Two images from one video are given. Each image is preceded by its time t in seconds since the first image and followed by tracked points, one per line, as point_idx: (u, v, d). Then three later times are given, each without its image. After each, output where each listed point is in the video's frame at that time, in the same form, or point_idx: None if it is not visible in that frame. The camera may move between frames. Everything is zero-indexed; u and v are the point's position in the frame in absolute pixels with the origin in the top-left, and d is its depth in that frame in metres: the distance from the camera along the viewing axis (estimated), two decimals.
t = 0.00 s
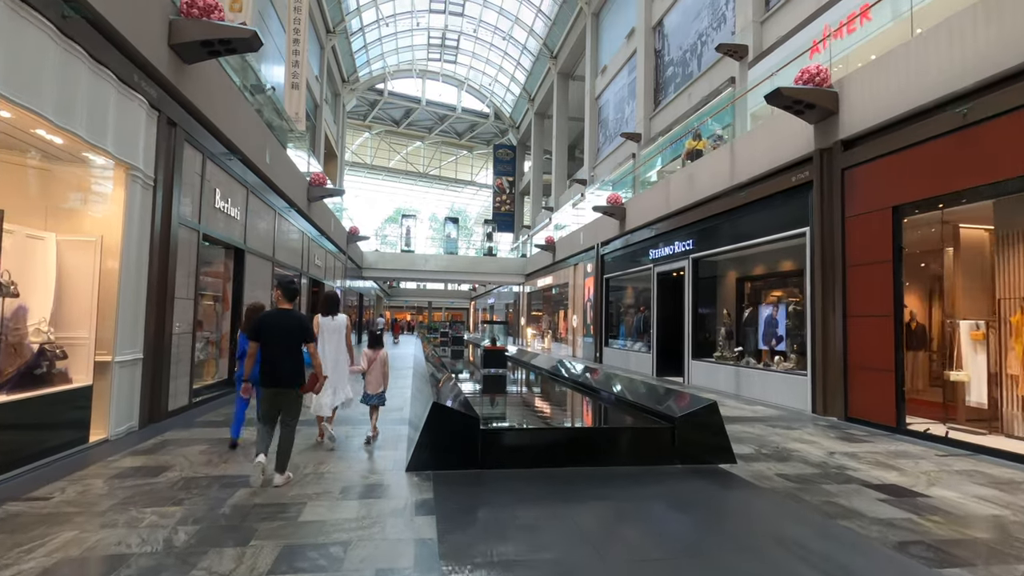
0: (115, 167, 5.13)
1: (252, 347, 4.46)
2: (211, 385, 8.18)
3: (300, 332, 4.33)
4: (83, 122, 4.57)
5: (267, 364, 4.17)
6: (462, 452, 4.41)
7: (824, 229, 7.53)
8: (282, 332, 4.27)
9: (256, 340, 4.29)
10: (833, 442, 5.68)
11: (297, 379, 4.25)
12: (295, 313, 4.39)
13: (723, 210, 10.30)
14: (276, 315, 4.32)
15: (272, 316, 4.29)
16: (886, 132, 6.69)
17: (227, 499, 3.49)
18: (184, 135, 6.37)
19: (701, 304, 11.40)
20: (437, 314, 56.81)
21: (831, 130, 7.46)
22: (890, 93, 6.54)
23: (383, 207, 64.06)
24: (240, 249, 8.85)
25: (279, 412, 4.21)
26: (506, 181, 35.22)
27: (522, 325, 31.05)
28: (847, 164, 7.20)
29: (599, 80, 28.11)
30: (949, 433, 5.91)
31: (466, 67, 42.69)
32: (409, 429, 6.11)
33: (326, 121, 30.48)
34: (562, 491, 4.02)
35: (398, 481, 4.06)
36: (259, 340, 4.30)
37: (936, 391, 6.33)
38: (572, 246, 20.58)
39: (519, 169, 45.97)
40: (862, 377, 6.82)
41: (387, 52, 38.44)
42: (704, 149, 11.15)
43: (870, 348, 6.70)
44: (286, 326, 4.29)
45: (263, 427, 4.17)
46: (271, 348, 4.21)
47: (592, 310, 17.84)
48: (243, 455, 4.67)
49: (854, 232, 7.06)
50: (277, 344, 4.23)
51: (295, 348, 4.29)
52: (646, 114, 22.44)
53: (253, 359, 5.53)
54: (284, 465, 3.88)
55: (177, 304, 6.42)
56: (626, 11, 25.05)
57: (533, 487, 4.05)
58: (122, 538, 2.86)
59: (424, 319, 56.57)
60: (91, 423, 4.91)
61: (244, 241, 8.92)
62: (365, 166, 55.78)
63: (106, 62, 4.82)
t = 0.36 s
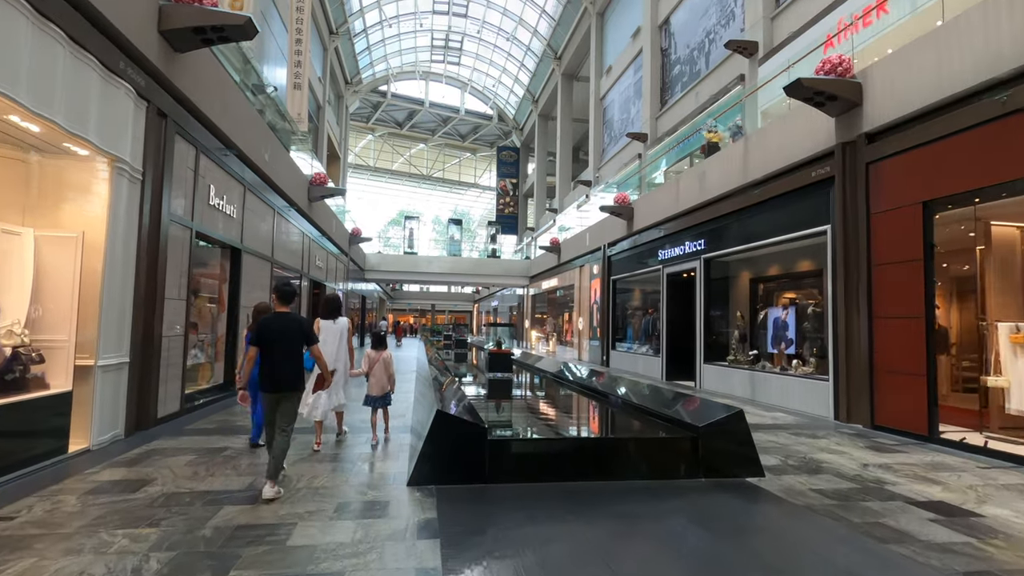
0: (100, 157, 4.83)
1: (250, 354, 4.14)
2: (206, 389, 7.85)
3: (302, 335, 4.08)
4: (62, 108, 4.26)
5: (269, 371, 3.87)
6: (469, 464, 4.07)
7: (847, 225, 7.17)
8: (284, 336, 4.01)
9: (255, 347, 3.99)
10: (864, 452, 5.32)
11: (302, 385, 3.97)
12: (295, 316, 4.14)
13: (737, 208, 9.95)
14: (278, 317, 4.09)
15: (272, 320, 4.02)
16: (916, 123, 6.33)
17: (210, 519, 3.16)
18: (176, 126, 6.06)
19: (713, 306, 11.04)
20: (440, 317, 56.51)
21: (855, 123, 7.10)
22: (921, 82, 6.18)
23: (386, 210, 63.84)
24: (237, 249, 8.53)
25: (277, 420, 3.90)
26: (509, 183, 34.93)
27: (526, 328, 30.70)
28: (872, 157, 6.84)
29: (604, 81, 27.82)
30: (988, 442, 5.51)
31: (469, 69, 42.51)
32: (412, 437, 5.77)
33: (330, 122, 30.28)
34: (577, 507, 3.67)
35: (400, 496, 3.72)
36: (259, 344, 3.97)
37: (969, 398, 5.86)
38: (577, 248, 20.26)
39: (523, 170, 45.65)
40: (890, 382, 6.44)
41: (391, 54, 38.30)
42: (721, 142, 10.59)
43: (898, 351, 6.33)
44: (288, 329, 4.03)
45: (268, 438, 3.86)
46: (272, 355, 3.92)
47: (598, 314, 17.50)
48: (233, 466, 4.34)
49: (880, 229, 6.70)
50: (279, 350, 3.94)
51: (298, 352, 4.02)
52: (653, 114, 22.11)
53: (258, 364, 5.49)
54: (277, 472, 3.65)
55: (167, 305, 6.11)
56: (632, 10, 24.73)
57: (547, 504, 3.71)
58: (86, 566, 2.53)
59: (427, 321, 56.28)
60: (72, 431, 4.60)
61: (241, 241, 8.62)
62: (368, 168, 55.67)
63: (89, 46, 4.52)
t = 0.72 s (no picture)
0: (78, 150, 4.53)
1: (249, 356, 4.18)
2: (198, 396, 7.52)
3: (296, 337, 4.05)
4: (34, 97, 3.95)
5: (265, 372, 3.91)
6: (474, 481, 3.75)
7: (870, 223, 6.83)
8: (278, 338, 3.99)
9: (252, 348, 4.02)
10: (895, 464, 4.98)
11: (298, 386, 3.98)
12: (290, 317, 4.11)
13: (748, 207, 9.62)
14: (273, 320, 4.09)
15: (265, 322, 4.01)
16: (944, 115, 5.99)
17: (188, 546, 2.84)
18: (163, 119, 5.74)
19: (723, 308, 10.69)
20: (442, 319, 56.16)
21: (878, 116, 6.76)
22: (949, 72, 5.86)
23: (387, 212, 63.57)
24: (231, 249, 8.22)
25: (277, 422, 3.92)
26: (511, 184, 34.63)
27: (529, 330, 30.36)
28: (896, 150, 6.50)
29: (607, 81, 27.50)
30: None
31: (471, 70, 42.24)
32: (412, 450, 5.40)
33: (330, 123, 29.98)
34: (593, 530, 3.34)
35: (399, 518, 3.39)
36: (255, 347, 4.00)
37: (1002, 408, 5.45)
38: (581, 250, 19.92)
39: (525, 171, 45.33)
40: (918, 387, 6.09)
41: (392, 55, 38.04)
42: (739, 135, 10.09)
43: (926, 355, 5.98)
44: (282, 331, 4.01)
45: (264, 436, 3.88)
46: (268, 357, 3.94)
47: (603, 316, 17.17)
48: (219, 481, 4.02)
49: (906, 226, 6.35)
50: (274, 352, 3.95)
51: (292, 354, 4.01)
52: (657, 113, 21.77)
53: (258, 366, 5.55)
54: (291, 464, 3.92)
55: (155, 306, 5.80)
56: (635, 8, 24.43)
57: (560, 526, 3.38)
58: None
59: (429, 324, 55.97)
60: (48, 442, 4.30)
61: (236, 241, 8.33)
62: (369, 170, 55.42)
63: (65, 30, 4.21)
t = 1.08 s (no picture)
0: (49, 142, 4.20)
1: (252, 358, 4.07)
2: (187, 403, 7.18)
3: (297, 347, 3.86)
4: None
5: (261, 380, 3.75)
6: (476, 503, 3.40)
7: (894, 220, 6.48)
8: (278, 347, 3.82)
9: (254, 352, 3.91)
10: (931, 478, 4.62)
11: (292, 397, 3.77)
12: (295, 325, 3.92)
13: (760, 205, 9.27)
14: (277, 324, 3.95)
15: (268, 328, 3.86)
16: (973, 104, 5.65)
17: None
18: (147, 111, 5.42)
19: (734, 309, 10.33)
20: (444, 321, 55.80)
21: (902, 107, 6.41)
22: (979, 59, 5.51)
23: (388, 214, 63.27)
24: (224, 250, 7.90)
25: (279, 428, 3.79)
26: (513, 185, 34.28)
27: (531, 333, 29.98)
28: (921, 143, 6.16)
29: (609, 80, 27.17)
30: None
31: (472, 71, 41.94)
32: (411, 460, 5.09)
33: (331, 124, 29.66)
34: (609, 556, 3.00)
35: (394, 544, 3.05)
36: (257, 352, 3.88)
37: None
38: (585, 251, 19.57)
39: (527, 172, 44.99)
40: (948, 393, 5.73)
41: (393, 56, 37.74)
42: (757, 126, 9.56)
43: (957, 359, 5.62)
44: (282, 340, 3.84)
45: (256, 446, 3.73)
46: (266, 364, 3.79)
47: (608, 318, 16.81)
48: (199, 500, 3.69)
49: (934, 222, 6.00)
50: (272, 360, 3.79)
51: (291, 365, 3.83)
52: (661, 112, 21.42)
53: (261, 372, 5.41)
54: (292, 475, 3.90)
55: (138, 309, 5.47)
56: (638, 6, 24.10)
57: (572, 551, 3.04)
58: None
59: (431, 326, 55.63)
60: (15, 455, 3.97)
61: (229, 242, 8.01)
62: (370, 172, 55.14)
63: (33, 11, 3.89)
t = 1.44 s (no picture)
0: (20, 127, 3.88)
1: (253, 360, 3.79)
2: (177, 408, 6.85)
3: (302, 345, 3.60)
4: None
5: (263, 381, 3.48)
6: (481, 523, 3.06)
7: (922, 215, 6.13)
8: (281, 345, 3.57)
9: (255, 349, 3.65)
10: (974, 491, 4.26)
11: (292, 399, 3.50)
12: (298, 322, 3.67)
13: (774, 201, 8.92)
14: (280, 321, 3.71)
15: (270, 326, 3.62)
16: (1010, 90, 5.30)
17: None
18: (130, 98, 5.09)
19: (747, 310, 9.98)
20: (445, 323, 55.47)
21: (931, 95, 6.05)
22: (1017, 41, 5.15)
23: (390, 215, 63.00)
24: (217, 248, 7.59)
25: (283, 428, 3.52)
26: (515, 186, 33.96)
27: (535, 335, 29.63)
28: (952, 133, 5.81)
29: (613, 80, 26.85)
30: None
31: (474, 72, 41.65)
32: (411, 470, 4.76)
33: (332, 125, 29.36)
34: None
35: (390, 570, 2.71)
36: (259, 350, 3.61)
37: None
38: (589, 251, 19.23)
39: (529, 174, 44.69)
40: (984, 398, 5.37)
41: (394, 56, 37.45)
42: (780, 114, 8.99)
43: (995, 362, 5.26)
44: (285, 338, 3.58)
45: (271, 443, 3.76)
46: (267, 364, 3.53)
47: (613, 320, 16.45)
48: (177, 518, 3.35)
49: (967, 216, 5.64)
50: (274, 359, 3.53)
51: (295, 365, 3.55)
52: (667, 110, 21.07)
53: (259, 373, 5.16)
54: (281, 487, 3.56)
55: (122, 309, 5.14)
56: (643, 4, 23.77)
57: None
58: None
59: (433, 328, 55.27)
60: None
61: (222, 239, 7.70)
62: (372, 174, 54.87)
63: None
